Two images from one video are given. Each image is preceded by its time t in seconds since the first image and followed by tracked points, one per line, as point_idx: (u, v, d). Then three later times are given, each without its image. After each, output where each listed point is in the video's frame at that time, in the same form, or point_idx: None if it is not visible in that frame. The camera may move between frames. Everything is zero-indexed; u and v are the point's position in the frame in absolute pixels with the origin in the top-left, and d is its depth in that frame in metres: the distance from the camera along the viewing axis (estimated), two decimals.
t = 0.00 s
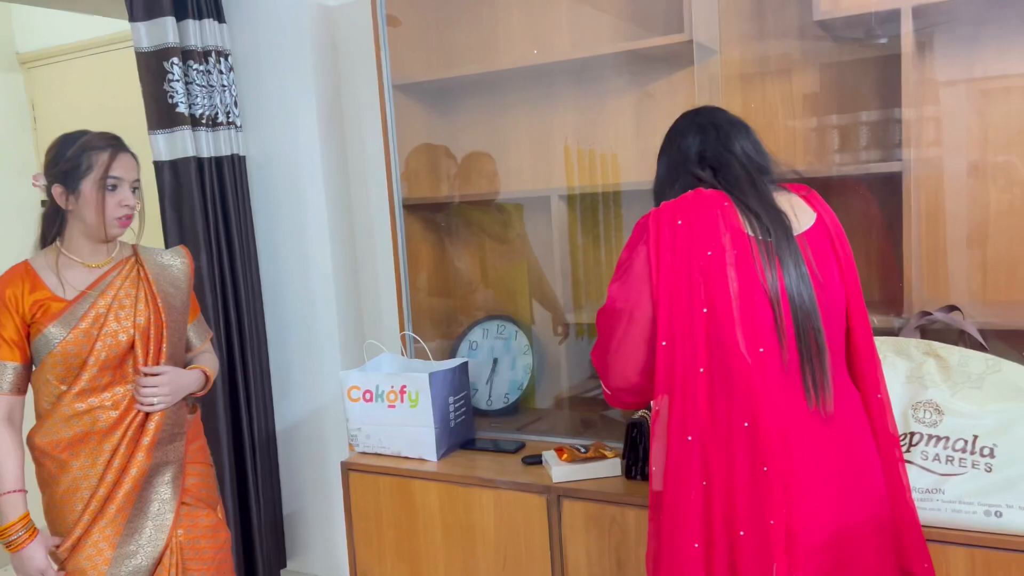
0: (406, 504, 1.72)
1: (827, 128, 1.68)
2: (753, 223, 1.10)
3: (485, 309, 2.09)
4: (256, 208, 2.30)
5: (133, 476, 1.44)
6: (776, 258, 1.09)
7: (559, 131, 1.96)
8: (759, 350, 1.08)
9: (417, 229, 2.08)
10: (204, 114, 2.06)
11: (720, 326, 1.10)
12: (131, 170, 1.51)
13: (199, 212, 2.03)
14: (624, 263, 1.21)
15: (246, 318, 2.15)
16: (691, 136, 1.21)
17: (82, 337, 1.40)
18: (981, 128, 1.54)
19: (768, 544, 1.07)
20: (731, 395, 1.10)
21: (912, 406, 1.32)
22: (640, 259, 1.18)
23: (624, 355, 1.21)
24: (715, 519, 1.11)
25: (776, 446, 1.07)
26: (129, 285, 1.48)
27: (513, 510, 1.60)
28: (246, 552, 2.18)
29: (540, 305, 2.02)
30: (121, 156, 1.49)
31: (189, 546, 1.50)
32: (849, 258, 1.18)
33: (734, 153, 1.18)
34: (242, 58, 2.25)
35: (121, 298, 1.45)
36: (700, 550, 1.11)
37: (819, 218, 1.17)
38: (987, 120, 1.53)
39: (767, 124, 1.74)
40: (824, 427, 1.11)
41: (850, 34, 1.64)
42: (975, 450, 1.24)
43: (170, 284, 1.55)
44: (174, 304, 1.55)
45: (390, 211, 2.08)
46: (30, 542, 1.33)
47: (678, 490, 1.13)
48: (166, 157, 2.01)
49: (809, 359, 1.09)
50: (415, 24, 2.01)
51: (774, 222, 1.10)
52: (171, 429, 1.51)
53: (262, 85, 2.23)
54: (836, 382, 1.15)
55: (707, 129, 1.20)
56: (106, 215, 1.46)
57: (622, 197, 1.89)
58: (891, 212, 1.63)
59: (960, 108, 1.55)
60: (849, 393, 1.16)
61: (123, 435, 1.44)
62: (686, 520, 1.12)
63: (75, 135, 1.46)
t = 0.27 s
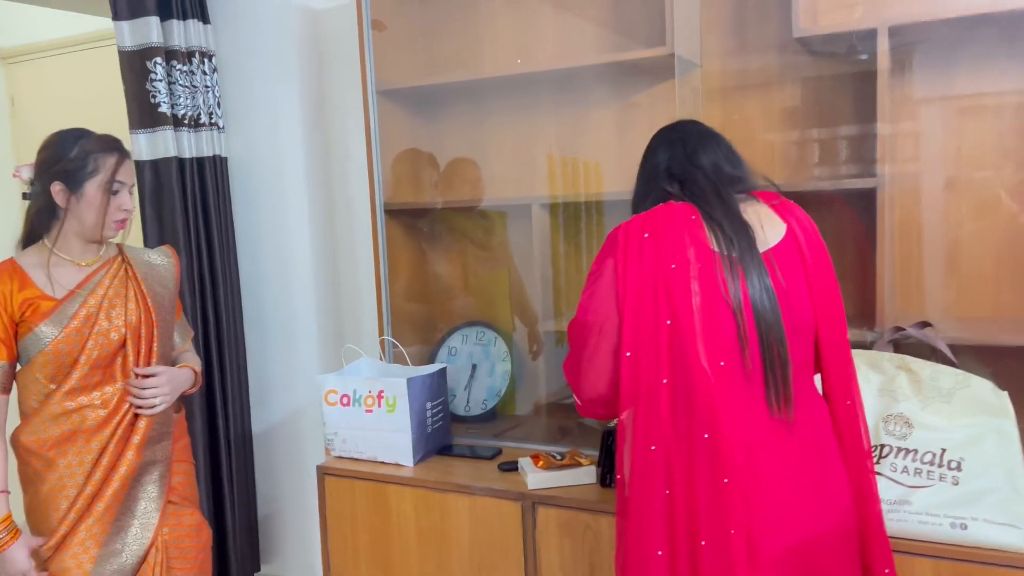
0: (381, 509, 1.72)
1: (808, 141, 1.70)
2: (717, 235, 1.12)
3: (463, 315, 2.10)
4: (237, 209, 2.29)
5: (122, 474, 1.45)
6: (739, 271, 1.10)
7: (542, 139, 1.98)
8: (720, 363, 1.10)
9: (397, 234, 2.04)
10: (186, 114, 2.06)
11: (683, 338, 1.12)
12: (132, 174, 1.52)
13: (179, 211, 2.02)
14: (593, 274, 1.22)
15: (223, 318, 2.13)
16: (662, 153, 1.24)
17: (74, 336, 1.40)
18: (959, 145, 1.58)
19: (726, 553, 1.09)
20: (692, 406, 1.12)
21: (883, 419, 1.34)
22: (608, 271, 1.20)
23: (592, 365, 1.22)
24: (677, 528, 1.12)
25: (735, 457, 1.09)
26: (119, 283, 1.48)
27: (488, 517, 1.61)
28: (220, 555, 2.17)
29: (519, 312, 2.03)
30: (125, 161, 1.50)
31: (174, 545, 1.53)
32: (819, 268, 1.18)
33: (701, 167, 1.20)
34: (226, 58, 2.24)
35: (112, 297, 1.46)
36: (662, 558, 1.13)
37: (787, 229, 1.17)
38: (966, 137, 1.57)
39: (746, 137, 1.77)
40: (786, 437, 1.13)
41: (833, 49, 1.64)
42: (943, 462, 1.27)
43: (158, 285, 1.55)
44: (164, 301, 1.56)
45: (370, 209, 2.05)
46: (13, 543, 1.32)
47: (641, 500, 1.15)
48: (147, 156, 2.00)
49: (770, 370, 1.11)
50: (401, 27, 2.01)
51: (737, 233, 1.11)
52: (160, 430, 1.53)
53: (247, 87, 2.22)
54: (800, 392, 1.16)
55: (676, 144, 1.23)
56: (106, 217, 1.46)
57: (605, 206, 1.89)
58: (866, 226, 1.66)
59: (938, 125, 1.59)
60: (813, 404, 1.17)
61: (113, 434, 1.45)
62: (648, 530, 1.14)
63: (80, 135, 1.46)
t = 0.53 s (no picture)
0: (344, 512, 1.72)
1: (781, 153, 1.72)
2: (678, 242, 1.14)
3: (431, 319, 2.10)
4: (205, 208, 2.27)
5: (115, 465, 1.49)
6: (696, 278, 1.12)
7: (514, 146, 1.99)
8: (670, 368, 1.12)
9: (366, 232, 2.04)
10: (156, 111, 2.03)
11: (635, 343, 1.13)
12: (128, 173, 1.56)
13: (145, 209, 2.00)
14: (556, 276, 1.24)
15: (189, 320, 2.11)
16: (632, 163, 1.26)
17: (71, 328, 1.43)
18: (928, 160, 1.61)
19: (664, 554, 1.11)
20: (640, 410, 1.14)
21: (840, 428, 1.36)
22: (568, 274, 1.22)
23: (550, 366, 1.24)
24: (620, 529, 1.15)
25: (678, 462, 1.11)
26: (114, 278, 1.51)
27: (451, 520, 1.61)
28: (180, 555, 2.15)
29: (489, 316, 2.04)
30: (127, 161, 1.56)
31: (156, 539, 1.58)
32: (780, 280, 1.19)
33: (669, 177, 1.22)
34: (198, 56, 2.22)
35: (108, 293, 1.49)
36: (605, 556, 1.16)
37: (750, 241, 1.19)
38: (936, 153, 1.61)
39: (715, 148, 1.79)
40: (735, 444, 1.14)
41: (808, 62, 1.66)
42: (896, 471, 1.29)
43: (145, 282, 1.58)
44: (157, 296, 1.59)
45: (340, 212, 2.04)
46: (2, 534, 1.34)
47: (587, 499, 1.17)
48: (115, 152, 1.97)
49: (722, 378, 1.12)
50: (376, 30, 2.01)
51: (698, 242, 1.13)
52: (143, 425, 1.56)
53: (219, 85, 2.20)
54: (754, 402, 1.17)
55: (646, 155, 1.25)
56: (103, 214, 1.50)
57: (579, 213, 1.90)
58: (830, 237, 1.68)
59: (908, 141, 1.63)
60: (767, 413, 1.19)
61: (107, 427, 1.49)
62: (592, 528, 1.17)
63: (84, 133, 1.49)
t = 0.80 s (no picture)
0: (325, 502, 1.72)
1: (766, 156, 1.75)
2: (659, 239, 1.15)
3: (416, 313, 2.11)
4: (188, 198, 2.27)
5: (111, 448, 1.50)
6: (676, 276, 1.14)
7: (500, 142, 2.00)
8: (648, 366, 1.14)
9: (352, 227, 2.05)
10: (142, 100, 2.02)
11: (614, 339, 1.15)
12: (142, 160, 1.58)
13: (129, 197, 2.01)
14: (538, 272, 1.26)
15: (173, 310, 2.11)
16: (617, 152, 1.26)
17: (72, 312, 1.44)
18: (910, 164, 1.64)
19: (636, 551, 1.12)
20: (617, 405, 1.16)
21: (815, 423, 1.39)
22: (550, 270, 1.23)
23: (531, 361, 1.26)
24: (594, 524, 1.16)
25: (652, 458, 1.12)
26: (116, 266, 1.52)
27: (432, 511, 1.62)
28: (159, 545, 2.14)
29: (472, 311, 2.05)
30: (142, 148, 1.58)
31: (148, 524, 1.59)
32: (760, 276, 1.21)
33: (654, 171, 1.22)
34: (185, 45, 2.21)
35: (109, 280, 1.50)
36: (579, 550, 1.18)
37: (731, 238, 1.20)
38: (917, 158, 1.64)
39: (700, 148, 1.81)
40: (712, 440, 1.16)
41: (796, 66, 1.68)
42: (871, 466, 1.33)
43: (151, 274, 1.59)
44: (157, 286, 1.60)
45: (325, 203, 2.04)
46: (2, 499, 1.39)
47: (563, 493, 1.19)
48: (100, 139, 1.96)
49: (700, 375, 1.14)
50: (364, 24, 2.02)
51: (678, 239, 1.14)
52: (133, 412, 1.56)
53: (206, 75, 2.20)
54: (732, 398, 1.19)
55: (632, 145, 1.25)
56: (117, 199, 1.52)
57: (565, 209, 1.91)
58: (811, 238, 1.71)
59: (890, 145, 1.65)
60: (742, 410, 1.20)
61: (105, 413, 1.50)
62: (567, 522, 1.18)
63: (99, 120, 1.52)
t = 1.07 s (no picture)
0: (310, 503, 1.73)
1: (754, 159, 1.77)
2: (643, 257, 1.15)
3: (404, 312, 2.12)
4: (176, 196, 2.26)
5: (109, 448, 1.53)
6: (660, 294, 1.15)
7: (488, 144, 2.01)
8: (636, 388, 1.15)
9: (341, 228, 2.06)
10: (132, 98, 2.03)
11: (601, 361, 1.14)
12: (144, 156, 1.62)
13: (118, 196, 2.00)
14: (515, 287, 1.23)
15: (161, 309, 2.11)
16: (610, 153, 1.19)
17: (75, 312, 1.46)
18: (895, 171, 1.66)
19: None
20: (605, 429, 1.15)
21: (797, 429, 1.41)
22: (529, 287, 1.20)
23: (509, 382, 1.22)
24: (578, 549, 1.16)
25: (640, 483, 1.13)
26: (118, 267, 1.54)
27: (417, 513, 1.63)
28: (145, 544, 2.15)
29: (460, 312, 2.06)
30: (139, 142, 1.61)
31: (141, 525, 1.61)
32: (730, 281, 1.25)
33: (647, 184, 1.19)
34: (175, 44, 2.20)
35: (112, 281, 1.52)
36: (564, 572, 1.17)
37: (707, 246, 1.23)
38: (902, 165, 1.66)
39: (688, 152, 1.83)
40: (694, 450, 1.19)
41: (784, 71, 1.69)
42: (851, 472, 1.35)
43: (150, 274, 1.61)
44: (157, 286, 1.62)
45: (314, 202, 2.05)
46: None
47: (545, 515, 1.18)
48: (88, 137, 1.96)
49: (682, 387, 1.16)
50: (353, 24, 2.02)
51: (663, 258, 1.15)
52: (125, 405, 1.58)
53: (196, 74, 2.19)
54: (708, 405, 1.23)
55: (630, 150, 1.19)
56: (119, 195, 1.56)
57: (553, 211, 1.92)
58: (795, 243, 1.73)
59: (876, 150, 1.68)
60: (714, 427, 1.23)
61: (104, 412, 1.52)
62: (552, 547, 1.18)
63: (99, 118, 1.56)
